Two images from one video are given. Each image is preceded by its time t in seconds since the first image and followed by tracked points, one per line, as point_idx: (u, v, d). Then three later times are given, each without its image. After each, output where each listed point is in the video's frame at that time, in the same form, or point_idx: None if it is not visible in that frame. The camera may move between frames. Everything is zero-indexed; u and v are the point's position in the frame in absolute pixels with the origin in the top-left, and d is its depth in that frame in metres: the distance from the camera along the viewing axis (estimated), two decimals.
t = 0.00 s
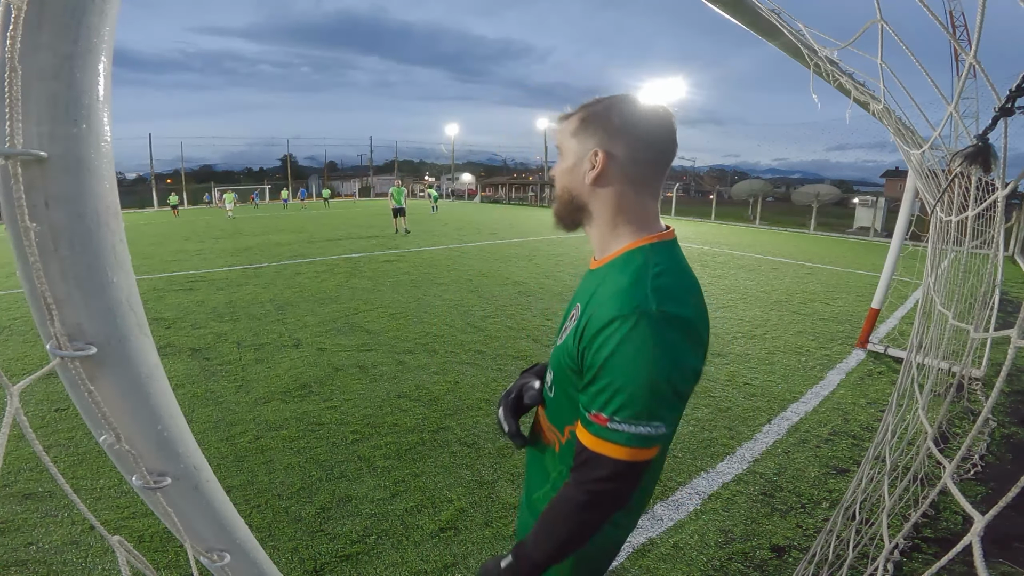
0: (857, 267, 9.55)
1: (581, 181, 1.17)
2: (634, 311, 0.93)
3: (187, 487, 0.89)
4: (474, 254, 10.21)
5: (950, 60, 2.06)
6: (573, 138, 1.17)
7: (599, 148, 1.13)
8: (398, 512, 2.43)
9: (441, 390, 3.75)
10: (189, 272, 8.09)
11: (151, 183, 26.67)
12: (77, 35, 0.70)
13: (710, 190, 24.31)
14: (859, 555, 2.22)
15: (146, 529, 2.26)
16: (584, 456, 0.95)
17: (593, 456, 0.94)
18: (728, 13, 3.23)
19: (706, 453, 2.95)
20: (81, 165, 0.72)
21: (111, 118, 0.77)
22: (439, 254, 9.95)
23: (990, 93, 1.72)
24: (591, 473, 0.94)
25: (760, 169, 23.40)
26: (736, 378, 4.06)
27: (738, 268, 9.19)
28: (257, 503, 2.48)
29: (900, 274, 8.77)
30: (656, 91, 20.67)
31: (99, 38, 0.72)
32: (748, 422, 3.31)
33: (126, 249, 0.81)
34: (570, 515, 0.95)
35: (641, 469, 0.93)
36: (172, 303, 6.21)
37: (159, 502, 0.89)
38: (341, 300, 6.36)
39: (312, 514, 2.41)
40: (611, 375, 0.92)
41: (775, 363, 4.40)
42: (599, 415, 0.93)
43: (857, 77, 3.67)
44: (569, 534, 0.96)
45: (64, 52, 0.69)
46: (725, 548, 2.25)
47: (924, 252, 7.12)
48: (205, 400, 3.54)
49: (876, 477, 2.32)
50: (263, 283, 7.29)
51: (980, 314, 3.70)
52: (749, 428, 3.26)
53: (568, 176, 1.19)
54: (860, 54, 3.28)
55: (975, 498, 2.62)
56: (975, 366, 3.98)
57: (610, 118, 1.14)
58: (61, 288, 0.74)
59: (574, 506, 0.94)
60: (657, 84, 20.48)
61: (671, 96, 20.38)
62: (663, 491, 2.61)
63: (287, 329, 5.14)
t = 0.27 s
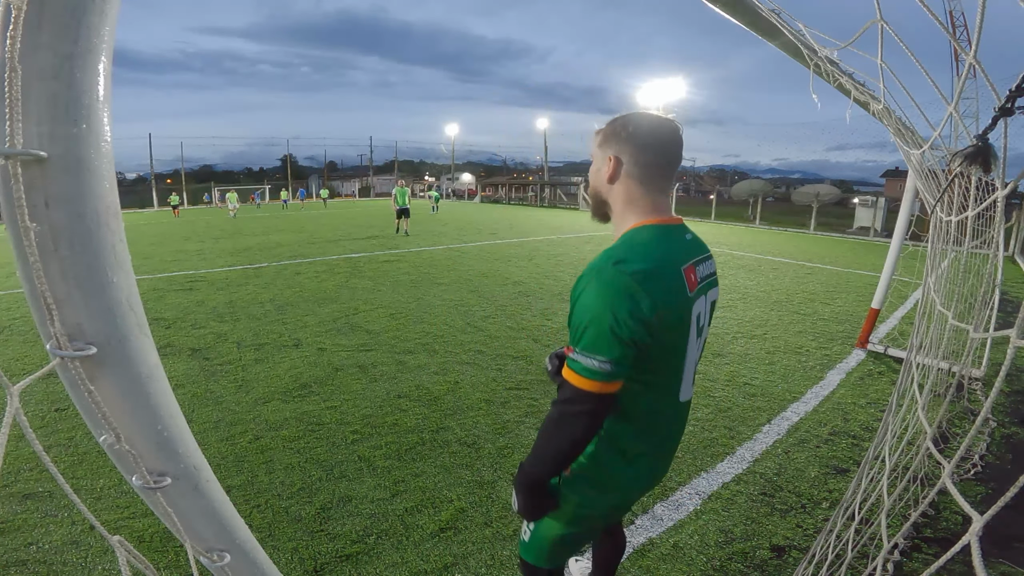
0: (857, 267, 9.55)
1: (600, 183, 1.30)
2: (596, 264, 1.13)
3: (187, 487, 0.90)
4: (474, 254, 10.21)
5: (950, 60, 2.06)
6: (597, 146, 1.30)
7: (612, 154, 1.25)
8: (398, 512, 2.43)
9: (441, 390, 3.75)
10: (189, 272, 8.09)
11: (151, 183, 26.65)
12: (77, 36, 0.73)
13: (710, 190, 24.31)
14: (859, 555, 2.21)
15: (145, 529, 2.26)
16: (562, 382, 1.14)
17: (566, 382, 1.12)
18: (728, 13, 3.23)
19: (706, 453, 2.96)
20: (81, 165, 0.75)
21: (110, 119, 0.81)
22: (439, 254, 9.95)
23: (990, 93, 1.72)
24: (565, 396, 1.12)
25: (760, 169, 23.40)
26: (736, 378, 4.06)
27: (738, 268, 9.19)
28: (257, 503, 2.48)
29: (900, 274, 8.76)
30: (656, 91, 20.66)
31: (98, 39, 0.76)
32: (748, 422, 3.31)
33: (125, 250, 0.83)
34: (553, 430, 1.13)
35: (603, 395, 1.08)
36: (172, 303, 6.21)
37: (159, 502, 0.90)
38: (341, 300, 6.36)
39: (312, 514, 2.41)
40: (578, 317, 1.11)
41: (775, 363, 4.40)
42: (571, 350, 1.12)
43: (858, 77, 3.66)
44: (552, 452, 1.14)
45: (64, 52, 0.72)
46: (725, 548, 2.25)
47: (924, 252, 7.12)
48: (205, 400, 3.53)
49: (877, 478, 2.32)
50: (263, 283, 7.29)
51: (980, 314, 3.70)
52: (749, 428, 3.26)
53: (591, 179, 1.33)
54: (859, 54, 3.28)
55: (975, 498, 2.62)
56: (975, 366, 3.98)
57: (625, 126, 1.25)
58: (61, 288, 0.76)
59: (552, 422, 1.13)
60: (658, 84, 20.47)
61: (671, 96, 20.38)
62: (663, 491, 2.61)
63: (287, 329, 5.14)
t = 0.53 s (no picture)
0: (857, 267, 9.55)
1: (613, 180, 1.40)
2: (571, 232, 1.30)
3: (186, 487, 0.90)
4: (474, 254, 10.21)
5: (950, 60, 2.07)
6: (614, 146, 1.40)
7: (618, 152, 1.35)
8: (398, 512, 2.43)
9: (441, 390, 3.75)
10: (189, 272, 8.08)
11: (151, 183, 26.65)
12: (76, 35, 0.74)
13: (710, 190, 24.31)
14: (859, 555, 2.21)
15: (145, 529, 2.26)
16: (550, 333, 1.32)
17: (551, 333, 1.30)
18: (727, 13, 3.24)
19: (706, 453, 2.96)
20: (81, 164, 0.75)
21: (111, 119, 0.82)
22: (439, 254, 9.95)
23: (990, 93, 1.72)
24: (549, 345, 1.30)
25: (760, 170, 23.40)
26: (736, 378, 4.06)
27: (738, 268, 9.18)
28: (257, 503, 2.48)
29: (900, 274, 8.76)
30: (657, 91, 20.67)
31: (98, 39, 0.77)
32: (748, 422, 3.32)
33: (126, 250, 0.84)
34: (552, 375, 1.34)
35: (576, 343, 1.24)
36: (172, 303, 6.21)
37: (159, 502, 0.91)
38: (341, 300, 6.36)
39: (312, 514, 2.40)
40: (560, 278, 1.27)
41: (775, 363, 4.40)
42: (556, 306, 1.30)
43: (858, 76, 3.66)
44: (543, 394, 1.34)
45: (64, 51, 0.73)
46: (725, 548, 2.25)
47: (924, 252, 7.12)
48: (205, 400, 3.54)
49: (877, 478, 2.31)
50: (263, 283, 7.29)
51: (980, 314, 3.70)
52: (749, 428, 3.26)
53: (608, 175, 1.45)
54: (860, 55, 3.28)
55: (975, 498, 2.61)
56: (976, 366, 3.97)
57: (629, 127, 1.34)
58: (62, 289, 0.77)
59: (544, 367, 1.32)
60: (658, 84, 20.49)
61: (671, 97, 20.39)
62: (663, 491, 2.61)
63: (287, 329, 5.14)
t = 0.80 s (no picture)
0: (857, 267, 9.55)
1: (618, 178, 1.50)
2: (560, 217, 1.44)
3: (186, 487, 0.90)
4: (474, 254, 10.21)
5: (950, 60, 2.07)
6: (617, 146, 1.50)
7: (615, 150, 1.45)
8: (398, 512, 2.43)
9: (441, 390, 3.76)
10: (189, 272, 8.08)
11: (151, 183, 26.66)
12: (76, 35, 0.74)
13: (710, 190, 24.30)
14: (859, 555, 2.21)
15: (145, 529, 2.26)
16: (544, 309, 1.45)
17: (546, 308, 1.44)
18: (728, 13, 3.24)
19: (706, 453, 2.96)
20: (81, 164, 0.75)
21: (110, 119, 0.82)
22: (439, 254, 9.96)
23: (990, 94, 1.72)
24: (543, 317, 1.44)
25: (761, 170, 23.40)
26: (736, 378, 4.06)
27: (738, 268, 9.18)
28: (257, 503, 2.48)
29: (900, 274, 8.76)
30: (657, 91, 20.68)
31: (98, 39, 0.77)
32: (748, 422, 3.32)
33: (126, 250, 0.84)
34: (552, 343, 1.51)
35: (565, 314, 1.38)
36: (172, 303, 6.21)
37: (159, 502, 0.91)
38: (341, 300, 6.35)
39: (312, 514, 2.40)
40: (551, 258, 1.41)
41: (775, 363, 4.40)
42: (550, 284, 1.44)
43: (857, 77, 3.66)
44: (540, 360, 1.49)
45: (64, 51, 0.74)
46: (725, 548, 2.25)
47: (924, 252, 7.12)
48: (205, 400, 3.54)
49: (877, 478, 2.31)
50: (263, 283, 7.29)
51: (980, 314, 3.70)
52: (748, 428, 3.26)
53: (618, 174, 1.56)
54: (860, 55, 3.28)
55: (975, 498, 2.61)
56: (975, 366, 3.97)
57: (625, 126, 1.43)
58: (62, 289, 0.77)
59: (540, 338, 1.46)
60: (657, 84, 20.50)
61: (671, 97, 20.40)
62: (663, 491, 2.61)
63: (287, 329, 5.14)
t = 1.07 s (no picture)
0: (857, 267, 9.55)
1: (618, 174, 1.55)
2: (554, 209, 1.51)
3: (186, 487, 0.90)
4: (474, 254, 10.20)
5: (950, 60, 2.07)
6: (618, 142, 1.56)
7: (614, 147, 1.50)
8: (398, 512, 2.43)
9: (440, 390, 3.75)
10: (189, 272, 8.09)
11: (151, 183, 26.68)
12: (76, 35, 0.74)
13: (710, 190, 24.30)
14: (859, 556, 2.21)
15: (145, 529, 2.26)
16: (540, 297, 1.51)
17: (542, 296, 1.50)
18: (727, 13, 3.24)
19: (706, 453, 2.95)
20: (81, 164, 0.76)
21: (110, 119, 0.82)
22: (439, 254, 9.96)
23: (990, 93, 1.72)
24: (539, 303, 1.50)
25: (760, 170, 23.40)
26: (736, 378, 4.06)
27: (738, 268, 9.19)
28: (257, 503, 2.48)
29: (900, 273, 8.77)
30: (657, 91, 20.69)
31: (97, 38, 0.77)
32: (748, 423, 3.32)
33: (126, 250, 0.84)
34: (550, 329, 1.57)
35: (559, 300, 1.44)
36: (172, 303, 6.21)
37: (159, 502, 0.91)
38: (341, 300, 6.35)
39: (312, 514, 2.40)
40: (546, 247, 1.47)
41: (775, 363, 4.40)
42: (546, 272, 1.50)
43: (857, 76, 3.66)
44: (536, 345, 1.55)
45: (64, 52, 0.74)
46: (725, 548, 2.24)
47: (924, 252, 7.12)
48: (205, 400, 3.53)
49: (877, 479, 2.31)
50: (263, 283, 7.29)
51: (981, 314, 3.70)
52: (748, 429, 3.26)
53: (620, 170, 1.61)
54: (860, 54, 3.28)
55: (975, 498, 2.61)
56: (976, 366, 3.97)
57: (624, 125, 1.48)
58: (62, 289, 0.77)
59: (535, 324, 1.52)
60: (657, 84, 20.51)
61: (671, 97, 20.40)
62: (663, 491, 2.61)
63: (288, 329, 5.14)
